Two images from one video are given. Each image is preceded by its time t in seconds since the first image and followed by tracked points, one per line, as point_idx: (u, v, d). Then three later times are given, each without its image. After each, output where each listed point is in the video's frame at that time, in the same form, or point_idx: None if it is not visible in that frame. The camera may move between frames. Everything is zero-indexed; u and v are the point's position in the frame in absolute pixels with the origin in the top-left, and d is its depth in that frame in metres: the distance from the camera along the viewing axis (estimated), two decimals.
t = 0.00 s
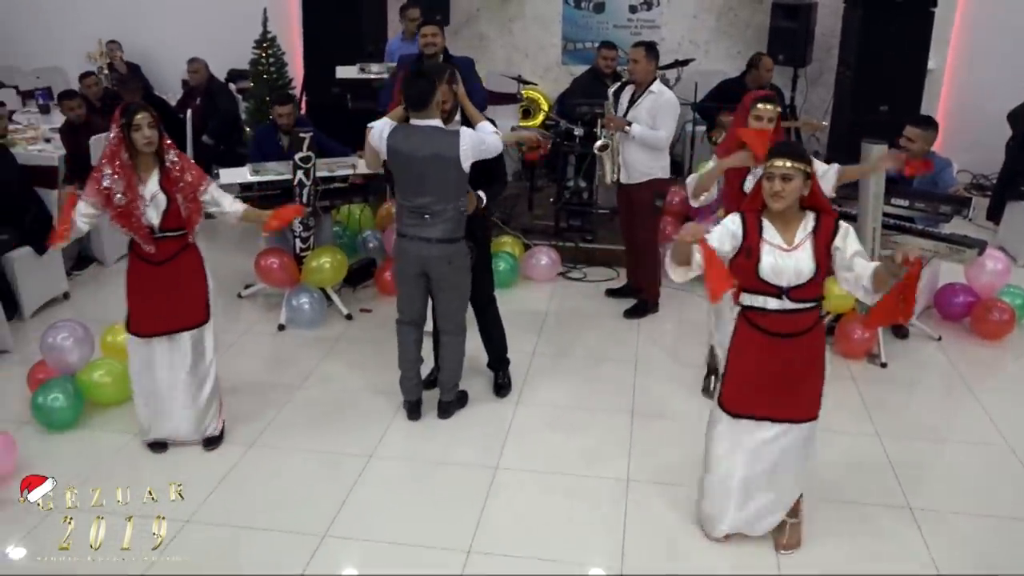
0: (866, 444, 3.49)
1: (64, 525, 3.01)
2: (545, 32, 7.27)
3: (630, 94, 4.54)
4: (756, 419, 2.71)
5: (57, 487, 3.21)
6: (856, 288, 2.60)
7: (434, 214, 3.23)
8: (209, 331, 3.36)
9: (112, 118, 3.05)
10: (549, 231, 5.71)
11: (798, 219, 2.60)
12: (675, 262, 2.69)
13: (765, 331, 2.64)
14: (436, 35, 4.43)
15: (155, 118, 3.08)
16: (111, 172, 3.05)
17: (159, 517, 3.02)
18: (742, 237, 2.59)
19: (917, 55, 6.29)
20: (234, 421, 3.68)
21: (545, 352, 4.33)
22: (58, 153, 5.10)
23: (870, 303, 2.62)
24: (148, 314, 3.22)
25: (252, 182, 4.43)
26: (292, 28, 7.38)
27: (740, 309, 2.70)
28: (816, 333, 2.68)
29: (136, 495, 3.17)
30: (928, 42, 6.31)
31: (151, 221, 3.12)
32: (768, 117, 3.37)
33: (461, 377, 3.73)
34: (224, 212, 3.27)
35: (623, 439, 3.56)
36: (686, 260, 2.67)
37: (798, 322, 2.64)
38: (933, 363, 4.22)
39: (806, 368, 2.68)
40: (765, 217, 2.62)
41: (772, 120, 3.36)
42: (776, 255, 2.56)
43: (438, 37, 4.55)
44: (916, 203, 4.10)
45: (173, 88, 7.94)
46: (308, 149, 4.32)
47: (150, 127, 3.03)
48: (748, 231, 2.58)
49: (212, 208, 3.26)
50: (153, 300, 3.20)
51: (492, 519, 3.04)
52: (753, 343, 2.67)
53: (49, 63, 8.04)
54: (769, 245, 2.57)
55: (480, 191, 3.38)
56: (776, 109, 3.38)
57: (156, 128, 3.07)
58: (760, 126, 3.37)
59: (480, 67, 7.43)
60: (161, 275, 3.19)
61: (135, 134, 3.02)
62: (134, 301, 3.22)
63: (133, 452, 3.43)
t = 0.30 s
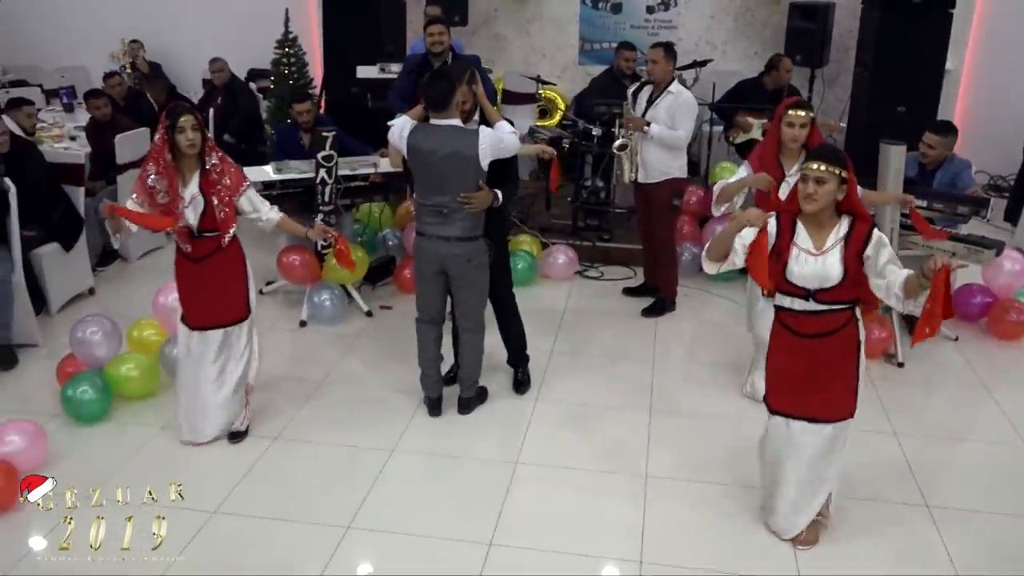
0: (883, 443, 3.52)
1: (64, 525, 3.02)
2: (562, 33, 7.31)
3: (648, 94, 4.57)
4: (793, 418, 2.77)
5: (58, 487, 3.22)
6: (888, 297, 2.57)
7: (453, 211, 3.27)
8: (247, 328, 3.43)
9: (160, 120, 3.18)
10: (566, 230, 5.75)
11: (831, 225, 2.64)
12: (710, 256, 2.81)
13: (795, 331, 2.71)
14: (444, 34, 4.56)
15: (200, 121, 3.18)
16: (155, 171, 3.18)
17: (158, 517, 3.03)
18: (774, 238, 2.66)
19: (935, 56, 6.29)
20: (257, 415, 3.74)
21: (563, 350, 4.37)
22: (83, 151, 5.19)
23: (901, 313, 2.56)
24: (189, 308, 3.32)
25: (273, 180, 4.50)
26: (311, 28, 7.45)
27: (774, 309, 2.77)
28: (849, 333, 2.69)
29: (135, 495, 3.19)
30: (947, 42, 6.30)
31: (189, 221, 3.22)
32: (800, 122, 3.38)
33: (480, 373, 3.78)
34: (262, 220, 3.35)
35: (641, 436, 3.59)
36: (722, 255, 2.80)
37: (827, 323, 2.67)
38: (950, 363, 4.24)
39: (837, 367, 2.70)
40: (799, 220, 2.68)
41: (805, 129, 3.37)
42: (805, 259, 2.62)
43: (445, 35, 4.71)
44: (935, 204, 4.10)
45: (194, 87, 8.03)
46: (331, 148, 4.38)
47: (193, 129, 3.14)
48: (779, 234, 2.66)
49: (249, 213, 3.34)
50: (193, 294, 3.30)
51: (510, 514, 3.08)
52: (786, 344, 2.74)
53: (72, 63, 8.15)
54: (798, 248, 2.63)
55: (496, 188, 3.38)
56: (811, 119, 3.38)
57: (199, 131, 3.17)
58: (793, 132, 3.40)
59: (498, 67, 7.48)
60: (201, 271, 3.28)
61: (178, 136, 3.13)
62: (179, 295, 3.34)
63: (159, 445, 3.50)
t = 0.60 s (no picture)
0: (891, 445, 3.53)
1: (64, 525, 3.03)
2: (572, 34, 7.34)
3: (659, 96, 4.60)
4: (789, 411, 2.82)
5: (58, 488, 3.24)
6: (890, 305, 2.56)
7: (460, 211, 3.30)
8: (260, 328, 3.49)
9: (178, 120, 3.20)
10: (575, 231, 5.79)
11: (837, 232, 2.65)
12: (722, 258, 2.84)
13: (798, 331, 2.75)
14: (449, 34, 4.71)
15: (217, 122, 3.21)
16: (173, 171, 3.21)
17: (158, 517, 3.05)
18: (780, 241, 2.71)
19: (945, 58, 6.29)
20: (270, 414, 3.78)
21: (572, 351, 4.40)
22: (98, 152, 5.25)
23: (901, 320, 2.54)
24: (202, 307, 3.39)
25: (287, 181, 4.54)
26: (323, 29, 7.50)
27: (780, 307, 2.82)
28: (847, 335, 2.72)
29: (135, 495, 3.21)
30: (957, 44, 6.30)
31: (205, 221, 3.26)
32: (805, 121, 3.39)
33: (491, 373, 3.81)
34: (275, 222, 3.41)
35: (650, 437, 3.61)
36: (735, 259, 2.82)
37: (827, 324, 2.70)
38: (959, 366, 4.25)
39: (833, 367, 2.74)
40: (806, 224, 2.71)
41: (812, 127, 3.38)
42: (807, 266, 2.65)
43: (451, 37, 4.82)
44: (945, 207, 4.11)
45: (206, 87, 8.09)
46: (344, 149, 4.42)
47: (210, 130, 3.16)
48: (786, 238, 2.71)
49: (262, 215, 3.39)
50: (205, 295, 3.36)
51: (520, 514, 3.10)
52: (789, 341, 2.79)
53: (86, 63, 8.23)
54: (802, 254, 2.67)
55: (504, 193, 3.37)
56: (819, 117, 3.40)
57: (217, 132, 3.20)
58: (797, 131, 3.41)
59: (508, 68, 7.51)
60: (214, 274, 3.33)
61: (196, 137, 3.16)
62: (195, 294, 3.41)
63: (172, 443, 3.55)
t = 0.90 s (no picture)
0: (893, 447, 3.54)
1: (65, 525, 3.05)
2: (576, 35, 7.35)
3: (663, 98, 4.61)
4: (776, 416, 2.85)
5: (58, 488, 3.25)
6: (872, 310, 2.58)
7: (463, 215, 3.31)
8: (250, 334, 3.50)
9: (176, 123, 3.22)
10: (579, 232, 5.80)
11: (823, 234, 2.67)
12: (709, 252, 2.84)
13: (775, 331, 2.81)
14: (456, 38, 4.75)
15: (214, 127, 3.22)
16: (168, 174, 3.24)
17: (158, 517, 3.07)
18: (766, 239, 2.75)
19: (949, 59, 6.29)
20: (275, 415, 3.80)
21: (575, 352, 4.41)
22: (103, 153, 5.27)
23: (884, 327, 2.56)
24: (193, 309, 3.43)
25: (293, 182, 4.57)
26: (328, 30, 7.53)
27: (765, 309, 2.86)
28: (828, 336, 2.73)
29: (135, 495, 3.23)
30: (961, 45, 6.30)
31: (194, 225, 3.28)
32: (799, 126, 3.40)
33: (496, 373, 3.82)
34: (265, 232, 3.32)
35: (653, 438, 3.63)
36: (721, 253, 2.81)
37: (803, 324, 2.73)
38: (961, 367, 4.25)
39: (813, 368, 2.76)
40: (795, 225, 2.73)
41: (805, 131, 3.39)
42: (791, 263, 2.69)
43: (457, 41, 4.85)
44: (948, 208, 4.14)
45: (212, 88, 8.12)
46: (348, 149, 4.44)
47: (206, 135, 3.18)
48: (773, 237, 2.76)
49: (253, 222, 3.30)
50: (195, 296, 3.39)
51: (523, 515, 3.12)
52: (768, 342, 2.85)
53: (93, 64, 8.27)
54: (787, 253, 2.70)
55: (501, 193, 3.29)
56: (813, 122, 3.40)
57: (213, 137, 3.21)
58: (791, 136, 3.42)
59: (512, 69, 7.52)
60: (206, 276, 3.35)
61: (192, 141, 3.18)
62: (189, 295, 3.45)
63: (177, 442, 3.58)
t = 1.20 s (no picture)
0: (892, 448, 3.54)
1: (64, 525, 3.05)
2: (575, 36, 7.36)
3: (662, 99, 4.60)
4: (755, 410, 2.86)
5: (58, 488, 3.26)
6: (839, 300, 2.62)
7: (464, 221, 3.32)
8: (237, 334, 3.49)
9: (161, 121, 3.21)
10: (578, 232, 5.80)
11: (803, 226, 2.67)
12: (688, 238, 2.94)
13: (754, 324, 2.82)
14: (464, 40, 4.72)
15: (200, 127, 3.21)
16: (150, 173, 3.24)
17: (158, 517, 3.08)
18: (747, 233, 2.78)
19: (947, 60, 6.29)
20: (274, 417, 3.80)
21: (574, 353, 4.41)
22: (101, 153, 5.27)
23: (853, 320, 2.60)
24: (176, 312, 3.40)
25: (289, 183, 4.58)
26: (326, 31, 7.53)
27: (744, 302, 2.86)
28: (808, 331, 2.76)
29: (135, 495, 3.23)
30: (959, 46, 6.29)
31: (175, 224, 3.28)
32: (778, 124, 3.41)
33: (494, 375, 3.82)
34: (244, 233, 3.34)
35: (652, 439, 3.62)
36: (698, 239, 2.91)
37: (785, 318, 2.75)
38: (959, 369, 4.25)
39: (793, 362, 2.78)
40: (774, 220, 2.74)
41: (784, 129, 3.40)
42: (770, 256, 2.70)
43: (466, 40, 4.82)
44: (945, 210, 4.13)
45: (211, 88, 8.12)
46: (347, 152, 4.43)
47: (193, 134, 3.17)
48: (753, 232, 2.77)
49: (233, 225, 3.34)
50: (177, 296, 3.39)
51: (522, 515, 3.12)
52: (747, 335, 2.86)
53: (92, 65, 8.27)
54: (767, 245, 2.72)
55: (503, 200, 3.26)
56: (793, 120, 3.40)
57: (199, 137, 3.20)
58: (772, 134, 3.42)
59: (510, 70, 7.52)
60: (188, 276, 3.35)
61: (179, 140, 3.17)
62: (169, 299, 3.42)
63: (177, 443, 3.58)
